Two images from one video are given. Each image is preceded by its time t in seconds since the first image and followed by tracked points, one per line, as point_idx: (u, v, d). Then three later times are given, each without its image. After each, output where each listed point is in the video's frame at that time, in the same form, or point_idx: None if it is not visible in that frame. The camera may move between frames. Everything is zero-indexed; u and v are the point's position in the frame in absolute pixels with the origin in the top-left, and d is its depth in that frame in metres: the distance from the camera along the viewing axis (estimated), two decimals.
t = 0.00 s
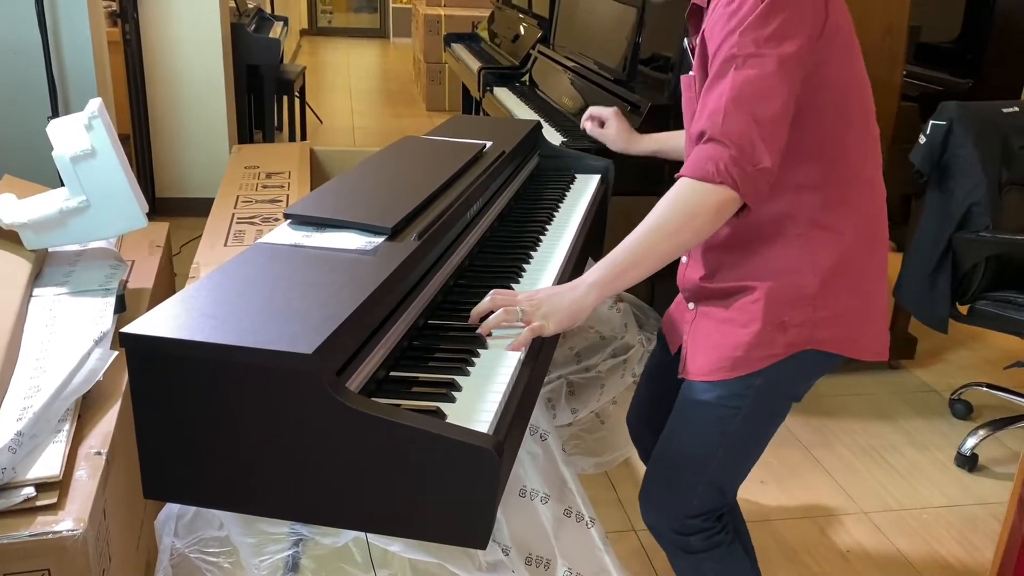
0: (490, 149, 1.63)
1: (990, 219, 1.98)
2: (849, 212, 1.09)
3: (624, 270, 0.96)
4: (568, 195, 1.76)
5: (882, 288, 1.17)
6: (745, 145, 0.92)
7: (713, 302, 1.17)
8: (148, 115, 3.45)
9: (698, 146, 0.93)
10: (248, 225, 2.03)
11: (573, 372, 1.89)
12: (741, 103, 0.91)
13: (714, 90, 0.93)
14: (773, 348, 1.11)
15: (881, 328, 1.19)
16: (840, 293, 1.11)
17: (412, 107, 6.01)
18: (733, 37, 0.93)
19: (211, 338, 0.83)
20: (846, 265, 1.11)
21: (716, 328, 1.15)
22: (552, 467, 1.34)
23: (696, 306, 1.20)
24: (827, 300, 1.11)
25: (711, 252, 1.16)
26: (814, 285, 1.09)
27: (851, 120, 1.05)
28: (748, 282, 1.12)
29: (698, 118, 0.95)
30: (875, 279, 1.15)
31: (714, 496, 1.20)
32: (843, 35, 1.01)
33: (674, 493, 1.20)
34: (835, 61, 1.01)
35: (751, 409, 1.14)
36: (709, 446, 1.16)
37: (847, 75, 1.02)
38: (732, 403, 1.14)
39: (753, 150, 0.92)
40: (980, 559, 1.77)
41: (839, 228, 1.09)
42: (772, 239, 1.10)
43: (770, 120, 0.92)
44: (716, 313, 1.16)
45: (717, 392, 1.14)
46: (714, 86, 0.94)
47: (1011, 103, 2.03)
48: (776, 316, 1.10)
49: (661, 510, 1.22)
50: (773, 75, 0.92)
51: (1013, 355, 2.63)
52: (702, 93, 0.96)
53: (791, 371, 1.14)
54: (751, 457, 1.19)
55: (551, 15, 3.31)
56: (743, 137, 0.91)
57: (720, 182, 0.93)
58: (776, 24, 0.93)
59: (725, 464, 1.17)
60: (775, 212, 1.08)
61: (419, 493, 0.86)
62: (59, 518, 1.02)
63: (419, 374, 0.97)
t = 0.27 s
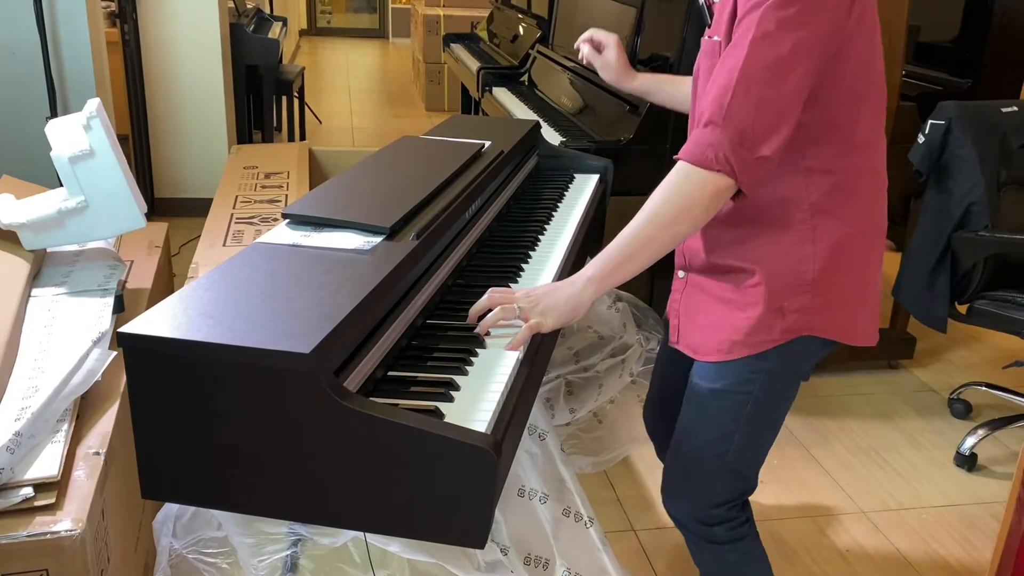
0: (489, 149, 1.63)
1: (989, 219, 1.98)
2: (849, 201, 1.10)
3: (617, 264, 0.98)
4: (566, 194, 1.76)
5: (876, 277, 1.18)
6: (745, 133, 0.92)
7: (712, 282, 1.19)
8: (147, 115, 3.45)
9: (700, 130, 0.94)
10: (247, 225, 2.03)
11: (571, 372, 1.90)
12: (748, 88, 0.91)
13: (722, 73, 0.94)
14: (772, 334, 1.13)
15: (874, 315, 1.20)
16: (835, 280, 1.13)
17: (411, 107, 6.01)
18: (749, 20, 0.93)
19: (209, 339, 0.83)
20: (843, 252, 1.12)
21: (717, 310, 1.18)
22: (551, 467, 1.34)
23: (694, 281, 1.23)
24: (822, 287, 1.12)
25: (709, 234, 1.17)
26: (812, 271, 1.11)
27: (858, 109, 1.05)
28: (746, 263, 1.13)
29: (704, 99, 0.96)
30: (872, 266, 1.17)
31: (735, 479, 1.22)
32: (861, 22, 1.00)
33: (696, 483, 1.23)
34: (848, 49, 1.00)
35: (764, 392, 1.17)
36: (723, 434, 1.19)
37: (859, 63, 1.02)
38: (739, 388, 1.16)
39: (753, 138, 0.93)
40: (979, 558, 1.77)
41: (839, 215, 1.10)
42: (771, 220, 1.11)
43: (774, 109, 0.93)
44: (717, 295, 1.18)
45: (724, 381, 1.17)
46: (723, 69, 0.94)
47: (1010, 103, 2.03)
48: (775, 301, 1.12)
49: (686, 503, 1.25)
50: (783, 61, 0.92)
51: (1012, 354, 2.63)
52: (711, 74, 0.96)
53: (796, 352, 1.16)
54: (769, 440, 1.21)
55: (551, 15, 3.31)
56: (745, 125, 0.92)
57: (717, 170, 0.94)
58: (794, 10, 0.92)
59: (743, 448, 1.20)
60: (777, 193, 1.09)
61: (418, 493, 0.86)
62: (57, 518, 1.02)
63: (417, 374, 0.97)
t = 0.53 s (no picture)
0: (488, 149, 1.63)
1: (987, 219, 1.98)
2: (855, 197, 1.10)
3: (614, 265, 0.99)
4: (565, 194, 1.76)
5: (876, 273, 1.18)
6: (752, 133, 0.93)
7: (716, 263, 1.19)
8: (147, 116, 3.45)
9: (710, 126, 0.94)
10: (246, 225, 2.03)
11: (570, 372, 1.89)
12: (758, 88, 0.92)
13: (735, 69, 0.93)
14: (770, 322, 1.13)
15: (871, 309, 1.20)
16: (836, 276, 1.13)
17: (411, 108, 6.01)
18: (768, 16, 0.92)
19: (208, 339, 0.83)
20: (846, 247, 1.12)
21: (717, 292, 1.18)
22: (550, 467, 1.34)
23: (698, 260, 1.23)
24: (822, 282, 1.13)
25: (715, 217, 1.17)
26: (813, 263, 1.11)
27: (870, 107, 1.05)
28: (748, 249, 1.14)
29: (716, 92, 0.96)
30: (873, 262, 1.17)
31: (740, 466, 1.22)
32: (878, 20, 1.00)
33: (702, 470, 1.23)
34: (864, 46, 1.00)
35: (766, 376, 1.17)
36: (723, 420, 1.19)
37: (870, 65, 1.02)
38: (738, 374, 1.17)
39: (759, 137, 0.94)
40: (978, 558, 1.77)
41: (844, 211, 1.10)
42: (776, 210, 1.11)
43: (784, 109, 0.93)
44: (717, 276, 1.18)
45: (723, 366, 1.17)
46: (735, 64, 0.94)
47: (1009, 103, 2.03)
48: (775, 289, 1.12)
49: (693, 490, 1.25)
50: (797, 61, 0.92)
51: (1011, 354, 2.63)
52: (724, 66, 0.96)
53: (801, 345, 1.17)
54: (774, 426, 1.21)
55: (550, 15, 3.32)
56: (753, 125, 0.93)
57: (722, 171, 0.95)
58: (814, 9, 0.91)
59: (747, 434, 1.19)
60: (782, 182, 1.09)
61: (415, 494, 0.86)
62: (56, 519, 1.02)
63: (416, 375, 0.97)
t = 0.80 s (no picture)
0: (487, 150, 1.63)
1: (987, 219, 1.98)
2: (871, 205, 1.09)
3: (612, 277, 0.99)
4: (564, 195, 1.76)
5: (892, 277, 1.18)
6: (768, 147, 0.92)
7: (728, 275, 1.20)
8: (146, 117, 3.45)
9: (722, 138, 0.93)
10: (245, 227, 2.03)
11: (569, 373, 1.89)
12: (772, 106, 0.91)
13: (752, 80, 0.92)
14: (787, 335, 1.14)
15: (890, 312, 1.20)
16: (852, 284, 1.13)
17: (410, 109, 6.01)
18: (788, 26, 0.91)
19: (206, 340, 0.83)
20: (861, 256, 1.12)
21: (733, 302, 1.19)
22: (549, 469, 1.34)
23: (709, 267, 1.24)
24: (838, 291, 1.13)
25: (725, 228, 1.17)
26: (829, 273, 1.11)
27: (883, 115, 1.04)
28: (762, 260, 1.14)
29: (732, 102, 0.95)
30: (889, 267, 1.16)
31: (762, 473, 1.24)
32: (897, 29, 0.98)
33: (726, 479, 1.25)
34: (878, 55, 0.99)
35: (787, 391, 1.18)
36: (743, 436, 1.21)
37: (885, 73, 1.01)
38: (756, 391, 1.18)
39: (775, 150, 0.93)
40: (977, 559, 1.77)
41: (860, 219, 1.10)
42: (791, 220, 1.11)
43: (801, 122, 0.92)
44: (730, 289, 1.19)
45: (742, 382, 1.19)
46: (753, 75, 0.92)
47: (1008, 103, 2.02)
48: (793, 304, 1.13)
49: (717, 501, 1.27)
50: (812, 76, 0.91)
51: (1010, 354, 2.63)
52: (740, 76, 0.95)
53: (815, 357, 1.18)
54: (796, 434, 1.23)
55: (549, 16, 3.32)
56: (768, 138, 0.92)
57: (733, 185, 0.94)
58: (836, 20, 0.90)
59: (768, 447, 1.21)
60: (797, 191, 1.09)
61: (414, 495, 0.86)
62: (56, 520, 1.02)
63: (414, 375, 0.97)
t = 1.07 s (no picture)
0: (486, 152, 1.63)
1: (985, 221, 1.97)
2: (882, 228, 1.09)
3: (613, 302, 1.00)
4: (563, 197, 1.76)
5: (903, 297, 1.17)
6: (768, 175, 0.92)
7: (729, 294, 1.19)
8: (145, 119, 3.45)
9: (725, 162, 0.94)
10: (245, 229, 2.03)
11: (569, 375, 1.89)
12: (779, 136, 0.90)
13: (757, 105, 0.92)
14: (793, 357, 1.14)
15: (898, 332, 1.20)
16: (861, 307, 1.12)
17: (410, 111, 6.02)
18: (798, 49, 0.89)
19: (205, 342, 0.83)
20: (869, 280, 1.11)
21: (734, 317, 1.18)
22: (548, 471, 1.35)
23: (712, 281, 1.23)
24: (846, 315, 1.12)
25: (730, 246, 1.16)
26: (838, 297, 1.11)
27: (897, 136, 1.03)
28: (767, 281, 1.13)
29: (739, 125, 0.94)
30: (900, 288, 1.16)
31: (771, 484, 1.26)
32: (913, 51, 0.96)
33: (738, 492, 1.27)
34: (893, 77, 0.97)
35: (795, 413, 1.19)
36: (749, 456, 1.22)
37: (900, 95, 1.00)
38: (760, 417, 1.19)
39: (780, 179, 0.93)
40: (976, 560, 1.77)
41: (869, 243, 1.09)
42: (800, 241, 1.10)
43: (803, 151, 0.92)
44: (731, 309, 1.19)
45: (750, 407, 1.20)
46: (758, 100, 0.92)
47: (1006, 105, 2.03)
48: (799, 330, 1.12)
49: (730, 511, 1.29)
50: (820, 105, 0.90)
51: (1009, 355, 2.63)
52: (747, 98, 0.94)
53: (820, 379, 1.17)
54: (803, 450, 1.24)
55: (548, 18, 3.32)
56: (772, 167, 0.92)
57: (734, 213, 0.95)
58: (846, 46, 0.88)
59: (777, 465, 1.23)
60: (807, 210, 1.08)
61: (413, 497, 0.86)
62: (54, 522, 1.02)
63: (413, 378, 0.97)
